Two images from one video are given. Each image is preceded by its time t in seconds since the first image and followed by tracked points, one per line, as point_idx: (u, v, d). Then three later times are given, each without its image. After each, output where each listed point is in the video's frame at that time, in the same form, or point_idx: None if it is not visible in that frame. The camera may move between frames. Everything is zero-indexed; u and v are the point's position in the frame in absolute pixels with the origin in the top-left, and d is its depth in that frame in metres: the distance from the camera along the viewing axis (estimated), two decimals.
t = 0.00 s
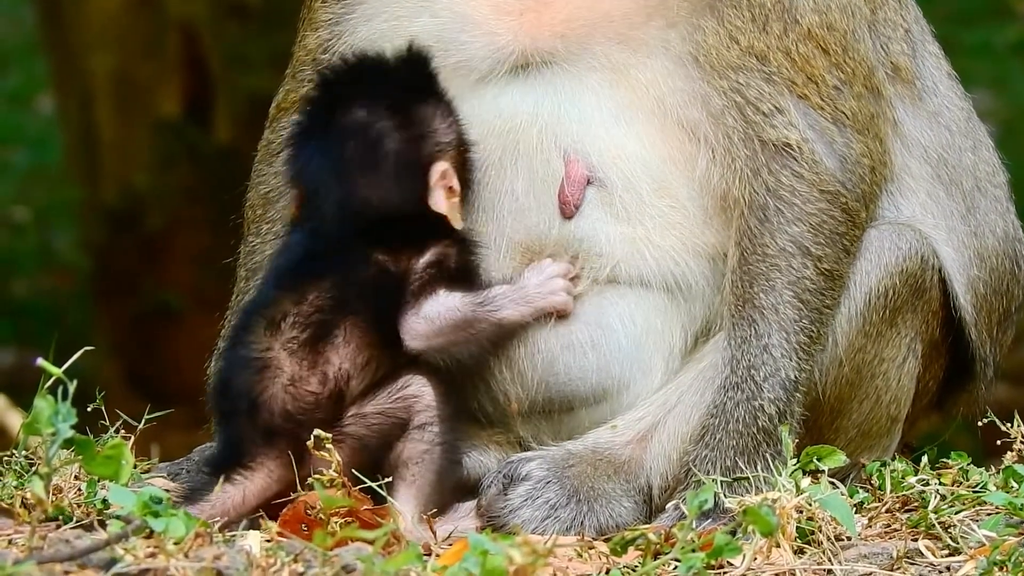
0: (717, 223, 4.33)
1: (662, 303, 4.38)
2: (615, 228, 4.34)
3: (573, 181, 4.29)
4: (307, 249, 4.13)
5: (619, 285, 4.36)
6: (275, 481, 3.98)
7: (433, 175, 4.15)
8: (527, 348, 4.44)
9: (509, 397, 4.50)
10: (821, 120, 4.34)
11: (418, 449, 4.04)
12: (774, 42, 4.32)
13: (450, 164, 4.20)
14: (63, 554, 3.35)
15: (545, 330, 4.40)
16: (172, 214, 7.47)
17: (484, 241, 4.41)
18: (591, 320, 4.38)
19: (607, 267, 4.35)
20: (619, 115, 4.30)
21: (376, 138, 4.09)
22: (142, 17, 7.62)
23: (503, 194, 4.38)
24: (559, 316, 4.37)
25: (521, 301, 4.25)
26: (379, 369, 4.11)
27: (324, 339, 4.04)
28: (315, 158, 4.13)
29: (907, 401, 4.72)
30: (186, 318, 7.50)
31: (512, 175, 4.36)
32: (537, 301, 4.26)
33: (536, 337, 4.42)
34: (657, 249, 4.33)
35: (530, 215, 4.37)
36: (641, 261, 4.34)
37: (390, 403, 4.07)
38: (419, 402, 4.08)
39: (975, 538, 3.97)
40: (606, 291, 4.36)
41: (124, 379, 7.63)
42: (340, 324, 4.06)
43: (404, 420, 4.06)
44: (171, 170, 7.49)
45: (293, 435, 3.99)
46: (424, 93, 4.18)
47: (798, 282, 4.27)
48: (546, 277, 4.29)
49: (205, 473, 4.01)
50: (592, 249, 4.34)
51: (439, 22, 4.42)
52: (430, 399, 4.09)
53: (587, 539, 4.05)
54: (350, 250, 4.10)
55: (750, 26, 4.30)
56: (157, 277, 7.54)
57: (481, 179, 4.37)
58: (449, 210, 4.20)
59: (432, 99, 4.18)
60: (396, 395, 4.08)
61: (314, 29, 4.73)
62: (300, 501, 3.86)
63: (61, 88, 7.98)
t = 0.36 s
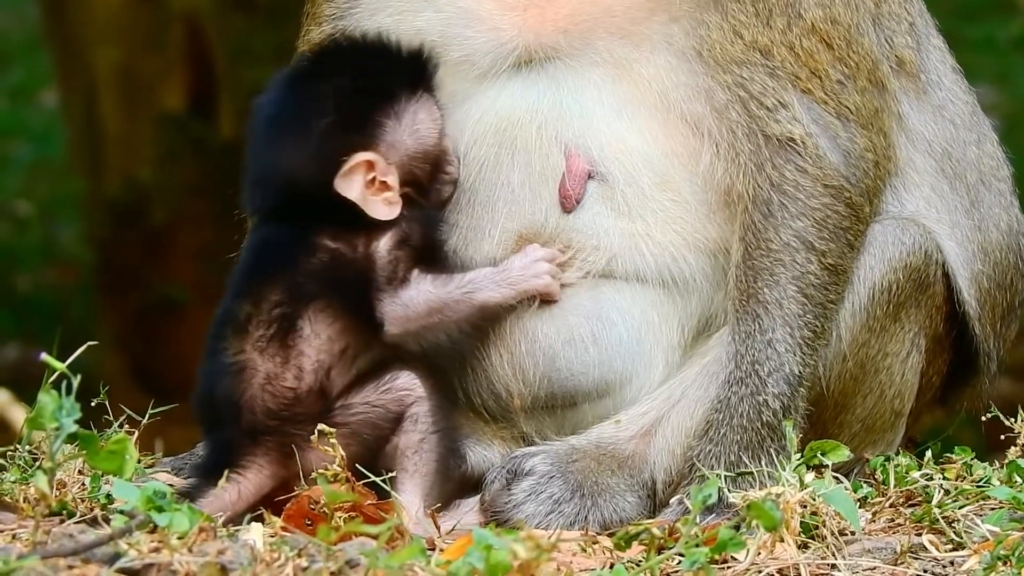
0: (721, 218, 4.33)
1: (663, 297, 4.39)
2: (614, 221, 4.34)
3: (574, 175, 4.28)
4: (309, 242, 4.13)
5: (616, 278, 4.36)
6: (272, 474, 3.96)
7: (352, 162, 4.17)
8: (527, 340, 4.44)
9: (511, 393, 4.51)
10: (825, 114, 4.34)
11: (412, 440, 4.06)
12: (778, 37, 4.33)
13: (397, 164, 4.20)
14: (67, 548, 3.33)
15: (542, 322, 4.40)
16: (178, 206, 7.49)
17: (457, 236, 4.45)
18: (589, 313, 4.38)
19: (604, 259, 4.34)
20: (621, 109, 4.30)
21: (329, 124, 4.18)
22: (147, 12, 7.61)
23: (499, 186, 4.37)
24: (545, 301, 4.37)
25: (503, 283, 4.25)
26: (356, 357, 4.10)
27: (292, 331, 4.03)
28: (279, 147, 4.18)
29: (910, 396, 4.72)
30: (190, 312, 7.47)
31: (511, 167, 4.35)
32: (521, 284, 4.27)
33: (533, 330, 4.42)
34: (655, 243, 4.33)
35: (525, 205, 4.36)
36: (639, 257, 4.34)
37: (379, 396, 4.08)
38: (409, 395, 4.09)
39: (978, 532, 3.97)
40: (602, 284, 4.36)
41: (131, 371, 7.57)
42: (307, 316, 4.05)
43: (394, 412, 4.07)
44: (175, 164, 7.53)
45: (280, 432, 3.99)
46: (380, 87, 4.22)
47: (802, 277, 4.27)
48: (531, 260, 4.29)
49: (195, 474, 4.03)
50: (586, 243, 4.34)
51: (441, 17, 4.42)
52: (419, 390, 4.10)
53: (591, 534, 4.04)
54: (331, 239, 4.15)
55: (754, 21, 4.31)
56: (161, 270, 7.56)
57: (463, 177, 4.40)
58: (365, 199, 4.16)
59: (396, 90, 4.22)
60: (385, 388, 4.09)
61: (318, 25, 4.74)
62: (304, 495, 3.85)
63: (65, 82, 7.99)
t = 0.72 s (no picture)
0: (721, 214, 4.34)
1: (664, 292, 4.38)
2: (614, 216, 4.33)
3: (576, 170, 4.28)
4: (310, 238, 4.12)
5: (619, 275, 4.36)
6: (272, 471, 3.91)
7: (358, 174, 4.13)
8: (527, 334, 4.42)
9: (512, 388, 4.49)
10: (826, 111, 4.34)
11: (405, 432, 3.97)
12: (779, 32, 4.33)
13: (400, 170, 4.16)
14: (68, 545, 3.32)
15: (540, 315, 4.39)
16: (181, 200, 7.52)
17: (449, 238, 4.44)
18: (589, 310, 4.37)
19: (605, 254, 4.34)
20: (624, 103, 4.30)
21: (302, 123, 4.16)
22: (149, 8, 7.61)
23: (500, 179, 4.36)
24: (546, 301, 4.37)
25: (513, 295, 4.27)
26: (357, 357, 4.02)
27: (287, 329, 3.95)
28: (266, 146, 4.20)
29: (911, 392, 4.72)
30: (194, 310, 7.50)
31: (512, 160, 4.34)
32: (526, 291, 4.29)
33: (532, 325, 4.40)
34: (655, 238, 4.33)
35: (524, 198, 4.36)
36: (638, 250, 4.34)
37: (366, 389, 3.99)
38: (395, 384, 3.99)
39: (979, 530, 3.97)
40: (601, 281, 4.36)
41: (134, 368, 7.56)
42: (302, 315, 3.97)
43: (382, 404, 3.98)
44: (177, 160, 7.53)
45: (269, 427, 3.91)
46: (355, 85, 4.20)
47: (803, 273, 4.27)
48: (532, 265, 4.29)
49: (190, 471, 3.92)
50: (586, 236, 4.34)
51: (442, 13, 4.42)
52: (405, 380, 4.00)
53: (591, 531, 4.03)
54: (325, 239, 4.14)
55: (755, 16, 4.32)
56: (161, 269, 7.56)
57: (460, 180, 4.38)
58: (379, 213, 4.13)
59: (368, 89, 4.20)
60: (371, 381, 3.99)
61: (318, 20, 4.74)
62: (305, 490, 3.84)
63: (66, 77, 7.99)
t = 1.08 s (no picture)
0: (725, 214, 4.34)
1: (665, 293, 4.37)
2: (616, 216, 4.33)
3: (577, 171, 4.28)
4: (301, 239, 4.17)
5: (612, 275, 4.36)
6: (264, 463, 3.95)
7: (312, 186, 4.17)
8: (527, 332, 4.41)
9: (512, 386, 4.48)
10: (830, 111, 4.34)
11: (393, 418, 4.02)
12: (784, 33, 4.33)
13: (358, 186, 4.24)
14: (71, 543, 3.32)
15: (544, 317, 4.39)
16: (181, 201, 7.53)
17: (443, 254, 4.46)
18: (585, 309, 4.37)
19: (606, 256, 4.34)
20: (628, 103, 4.30)
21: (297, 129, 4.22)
22: (149, 7, 7.61)
23: (501, 178, 4.36)
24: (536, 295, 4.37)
25: (501, 291, 4.28)
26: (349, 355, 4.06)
27: (262, 326, 3.98)
28: (269, 149, 4.21)
29: (914, 392, 4.72)
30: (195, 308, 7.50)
31: (512, 159, 4.34)
32: (512, 283, 4.29)
33: (530, 322, 4.40)
34: (655, 239, 4.32)
35: (524, 197, 4.35)
36: (640, 253, 4.33)
37: (351, 377, 4.03)
38: (380, 370, 4.05)
39: (981, 528, 3.97)
40: (605, 282, 4.36)
41: (134, 367, 7.55)
42: (275, 311, 4.00)
43: (370, 390, 4.03)
44: (177, 159, 7.52)
45: (257, 423, 3.94)
46: (330, 87, 4.28)
47: (807, 273, 4.27)
48: (519, 257, 4.30)
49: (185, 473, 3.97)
50: (583, 238, 4.34)
51: (445, 12, 4.42)
52: (389, 365, 4.06)
53: (594, 530, 4.05)
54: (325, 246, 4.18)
55: (761, 16, 4.32)
56: (163, 267, 7.56)
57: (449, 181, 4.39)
58: (329, 224, 4.16)
59: (342, 91, 4.27)
60: (356, 368, 4.04)
61: (323, 19, 4.74)
62: (309, 489, 3.85)
63: (67, 75, 7.97)
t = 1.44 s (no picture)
0: (723, 213, 4.33)
1: (665, 293, 4.37)
2: (617, 216, 4.33)
3: (580, 169, 4.27)
4: (300, 241, 4.20)
5: (627, 275, 4.35)
6: (265, 465, 3.97)
7: (328, 184, 4.20)
8: (532, 334, 4.41)
9: (515, 385, 4.47)
10: (829, 111, 4.34)
11: (397, 427, 4.03)
12: (785, 32, 4.32)
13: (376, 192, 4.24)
14: (67, 543, 3.31)
15: (546, 319, 4.39)
16: (182, 200, 7.53)
17: (451, 256, 4.47)
18: (593, 309, 4.36)
19: (610, 253, 4.33)
20: (628, 103, 4.30)
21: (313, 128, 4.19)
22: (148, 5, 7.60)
23: (506, 179, 4.35)
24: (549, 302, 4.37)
25: (513, 297, 4.31)
26: (349, 357, 4.06)
27: (265, 335, 3.99)
28: (272, 152, 4.20)
29: (912, 392, 4.72)
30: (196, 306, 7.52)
31: (515, 159, 4.33)
32: (526, 291, 4.31)
33: (535, 325, 4.40)
34: (660, 239, 4.32)
35: (529, 199, 4.34)
36: (640, 252, 4.33)
37: (351, 385, 4.03)
38: (380, 376, 4.04)
39: (978, 528, 3.97)
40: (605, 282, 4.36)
41: (134, 365, 7.54)
42: (278, 319, 4.01)
43: (371, 399, 4.03)
44: (178, 161, 7.55)
45: (260, 432, 3.96)
46: (349, 85, 4.25)
47: (805, 273, 4.27)
48: (532, 264, 4.31)
49: (185, 475, 4.00)
50: (591, 236, 4.33)
51: (449, 11, 4.42)
52: (388, 373, 4.05)
53: (592, 529, 4.05)
54: (325, 246, 4.19)
55: (761, 15, 4.31)
56: (163, 266, 7.59)
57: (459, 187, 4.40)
58: (341, 225, 4.19)
59: (363, 92, 4.24)
60: (354, 376, 4.04)
61: (323, 18, 4.73)
62: (305, 489, 3.86)
63: (66, 75, 7.96)
